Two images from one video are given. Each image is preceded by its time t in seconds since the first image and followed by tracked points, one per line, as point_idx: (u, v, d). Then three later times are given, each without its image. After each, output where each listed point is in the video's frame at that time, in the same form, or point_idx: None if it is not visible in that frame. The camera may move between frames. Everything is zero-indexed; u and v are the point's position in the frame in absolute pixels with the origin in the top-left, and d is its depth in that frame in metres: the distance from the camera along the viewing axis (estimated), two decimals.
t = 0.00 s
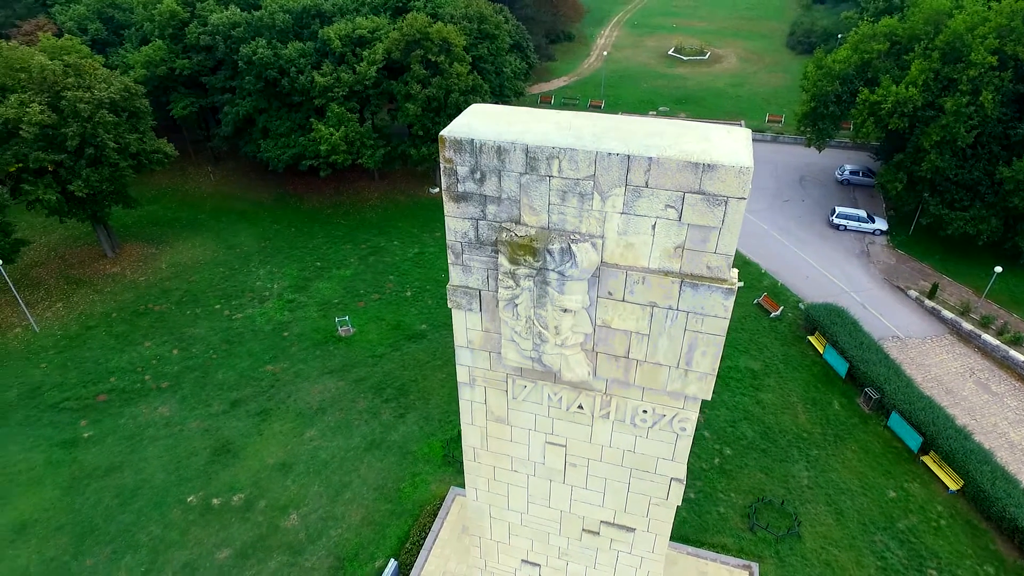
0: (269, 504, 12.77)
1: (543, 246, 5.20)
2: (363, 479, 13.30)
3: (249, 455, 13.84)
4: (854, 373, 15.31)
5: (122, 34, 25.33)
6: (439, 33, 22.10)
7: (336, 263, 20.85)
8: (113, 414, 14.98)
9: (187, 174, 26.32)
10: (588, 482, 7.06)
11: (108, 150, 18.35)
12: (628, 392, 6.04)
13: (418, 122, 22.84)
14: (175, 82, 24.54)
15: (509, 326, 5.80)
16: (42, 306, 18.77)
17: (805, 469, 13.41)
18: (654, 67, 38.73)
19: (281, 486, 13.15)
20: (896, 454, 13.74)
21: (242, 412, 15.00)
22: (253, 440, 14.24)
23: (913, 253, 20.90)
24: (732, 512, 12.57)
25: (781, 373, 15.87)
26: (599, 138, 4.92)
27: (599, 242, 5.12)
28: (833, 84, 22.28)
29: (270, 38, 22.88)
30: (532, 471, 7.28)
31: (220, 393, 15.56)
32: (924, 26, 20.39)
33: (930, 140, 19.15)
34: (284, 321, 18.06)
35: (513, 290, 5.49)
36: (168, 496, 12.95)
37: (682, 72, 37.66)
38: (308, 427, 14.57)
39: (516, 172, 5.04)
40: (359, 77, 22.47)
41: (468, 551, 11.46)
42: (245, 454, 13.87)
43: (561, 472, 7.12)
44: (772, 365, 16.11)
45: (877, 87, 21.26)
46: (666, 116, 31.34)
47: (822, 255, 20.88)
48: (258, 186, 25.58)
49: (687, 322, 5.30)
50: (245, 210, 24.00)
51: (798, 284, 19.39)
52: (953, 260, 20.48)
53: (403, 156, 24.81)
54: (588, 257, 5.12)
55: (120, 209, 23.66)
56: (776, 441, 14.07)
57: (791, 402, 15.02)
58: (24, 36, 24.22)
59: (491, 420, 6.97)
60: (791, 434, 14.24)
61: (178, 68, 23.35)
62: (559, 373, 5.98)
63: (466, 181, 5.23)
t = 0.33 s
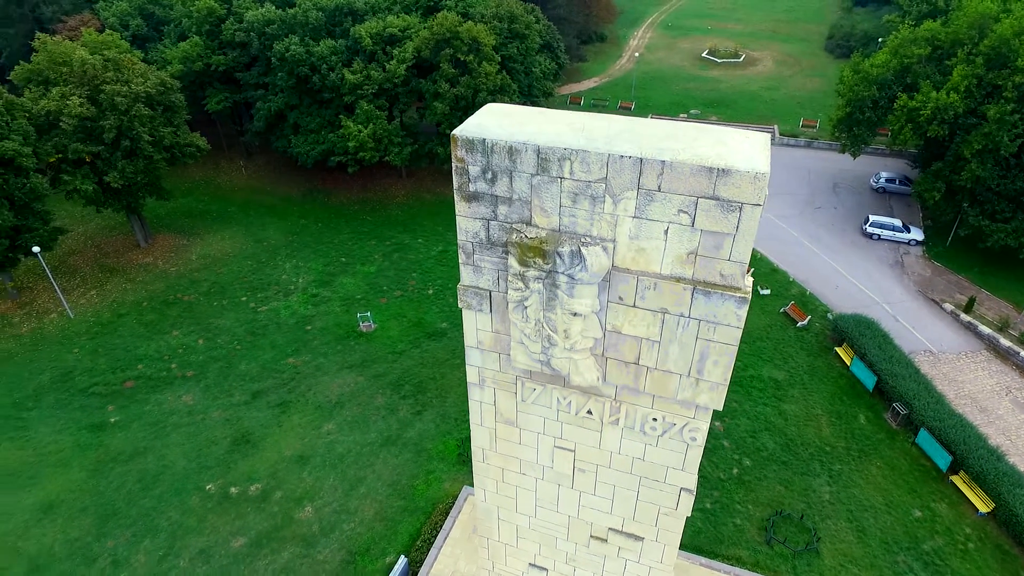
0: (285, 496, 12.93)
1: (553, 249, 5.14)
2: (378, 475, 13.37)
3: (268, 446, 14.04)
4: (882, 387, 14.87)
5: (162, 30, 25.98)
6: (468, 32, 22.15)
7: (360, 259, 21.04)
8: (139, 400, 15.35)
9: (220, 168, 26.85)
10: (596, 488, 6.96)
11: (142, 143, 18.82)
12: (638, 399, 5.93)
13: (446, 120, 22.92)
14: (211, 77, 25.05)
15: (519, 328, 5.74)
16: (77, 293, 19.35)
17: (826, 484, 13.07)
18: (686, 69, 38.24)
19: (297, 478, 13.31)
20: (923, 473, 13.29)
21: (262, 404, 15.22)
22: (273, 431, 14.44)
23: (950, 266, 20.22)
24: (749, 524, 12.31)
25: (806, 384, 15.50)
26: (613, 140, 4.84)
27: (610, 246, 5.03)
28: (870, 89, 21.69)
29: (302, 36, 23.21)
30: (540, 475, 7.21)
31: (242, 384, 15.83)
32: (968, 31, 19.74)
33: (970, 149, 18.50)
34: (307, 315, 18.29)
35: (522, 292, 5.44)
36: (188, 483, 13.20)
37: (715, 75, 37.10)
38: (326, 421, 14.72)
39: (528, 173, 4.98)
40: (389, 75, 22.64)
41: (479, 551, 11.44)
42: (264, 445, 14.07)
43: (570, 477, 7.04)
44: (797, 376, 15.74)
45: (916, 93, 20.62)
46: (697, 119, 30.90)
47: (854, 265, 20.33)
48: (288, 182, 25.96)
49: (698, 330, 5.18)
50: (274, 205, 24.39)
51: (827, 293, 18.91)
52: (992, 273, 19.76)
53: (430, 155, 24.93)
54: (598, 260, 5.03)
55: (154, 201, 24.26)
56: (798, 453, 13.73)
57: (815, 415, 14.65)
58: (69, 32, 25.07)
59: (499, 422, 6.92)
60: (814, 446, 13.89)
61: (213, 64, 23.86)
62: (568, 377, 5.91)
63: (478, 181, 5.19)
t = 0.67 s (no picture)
0: (298, 489, 13.07)
1: (561, 251, 5.08)
2: (390, 471, 13.44)
3: (283, 439, 14.20)
4: (906, 399, 14.49)
5: (194, 26, 26.47)
6: (493, 32, 22.16)
7: (381, 256, 21.18)
8: (161, 389, 15.65)
9: (247, 163, 27.27)
10: (603, 493, 6.88)
11: (171, 137, 19.20)
12: (646, 405, 5.84)
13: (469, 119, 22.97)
14: (240, 73, 25.43)
15: (526, 330, 5.70)
16: (105, 283, 19.80)
17: (844, 496, 12.78)
18: (714, 71, 37.77)
19: (311, 471, 13.44)
20: (946, 489, 12.91)
21: (279, 397, 15.41)
22: (289, 424, 14.61)
23: (981, 277, 19.64)
24: (763, 535, 12.10)
25: (826, 394, 15.17)
26: (624, 141, 4.76)
27: (619, 249, 4.96)
28: (903, 94, 21.16)
29: (330, 33, 23.43)
30: (547, 478, 7.15)
31: (261, 376, 16.04)
32: (1007, 35, 19.14)
33: (1006, 156, 17.94)
34: (327, 310, 18.48)
35: (530, 293, 5.39)
36: (204, 472, 13.42)
37: (744, 77, 36.58)
38: (341, 416, 14.84)
39: (537, 174, 4.94)
40: (414, 73, 22.74)
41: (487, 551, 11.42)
42: (280, 438, 14.24)
43: (577, 481, 6.97)
44: (817, 385, 15.42)
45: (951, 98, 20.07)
46: (724, 122, 30.49)
47: (881, 273, 19.85)
48: (312, 178, 26.26)
49: (707, 337, 5.08)
50: (298, 200, 24.69)
51: (852, 302, 18.49)
52: None
53: (452, 153, 25.00)
54: (606, 264, 4.96)
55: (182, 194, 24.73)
56: (816, 465, 13.44)
57: (835, 426, 14.33)
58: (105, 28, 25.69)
59: (507, 423, 6.87)
60: (833, 458, 13.59)
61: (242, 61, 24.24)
62: (575, 381, 5.85)
63: (487, 180, 5.16)
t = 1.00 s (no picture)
0: (314, 481, 13.23)
1: (570, 253, 5.02)
2: (404, 468, 13.50)
3: (301, 432, 14.39)
4: (934, 415, 14.04)
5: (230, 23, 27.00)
6: (523, 31, 22.15)
7: (404, 253, 21.31)
8: (186, 378, 16.01)
9: (278, 158, 27.73)
10: (610, 499, 6.79)
11: (203, 132, 19.61)
12: (654, 412, 5.73)
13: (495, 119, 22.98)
14: (273, 70, 25.86)
15: (534, 332, 5.65)
16: (137, 273, 20.31)
17: (866, 513, 12.44)
18: (748, 74, 37.15)
19: (326, 464, 13.60)
20: (974, 510, 12.47)
21: (299, 389, 15.62)
22: (307, 417, 14.80)
23: (1021, 291, 18.92)
24: (778, 549, 11.84)
25: (851, 407, 14.78)
26: (636, 144, 4.69)
27: (629, 253, 4.88)
28: (942, 100, 20.51)
29: (361, 31, 23.66)
30: (554, 481, 7.08)
31: (282, 369, 16.29)
32: None
33: None
34: (349, 305, 18.67)
35: (538, 295, 5.35)
36: (223, 461, 13.66)
37: (779, 80, 35.90)
38: (358, 410, 14.98)
39: (548, 175, 4.89)
40: (442, 72, 22.83)
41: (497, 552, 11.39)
42: (298, 430, 14.43)
43: (584, 486, 6.89)
44: (842, 397, 15.03)
45: (994, 105, 19.39)
46: (756, 126, 29.95)
47: (914, 284, 19.25)
48: (340, 174, 26.56)
49: (717, 345, 4.97)
50: (325, 196, 25.01)
51: (882, 313, 17.97)
52: None
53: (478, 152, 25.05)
54: (615, 268, 4.89)
55: (214, 187, 25.27)
56: (837, 479, 13.11)
57: (859, 440, 13.96)
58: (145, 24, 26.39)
59: (515, 425, 6.82)
60: (855, 472, 13.24)
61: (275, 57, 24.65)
62: (582, 384, 5.79)
63: (498, 180, 5.13)
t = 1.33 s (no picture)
0: (327, 475, 13.35)
1: (577, 256, 4.98)
2: (416, 465, 13.56)
3: (315, 426, 14.54)
4: (959, 430, 13.66)
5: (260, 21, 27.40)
6: (547, 31, 22.12)
7: (424, 251, 21.41)
8: (206, 369, 16.29)
9: (303, 155, 28.08)
10: (616, 504, 6.73)
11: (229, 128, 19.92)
12: (661, 419, 5.65)
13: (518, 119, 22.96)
14: (300, 67, 26.17)
15: (541, 335, 5.62)
16: (163, 265, 20.74)
17: (884, 527, 12.15)
18: (777, 77, 36.59)
19: (340, 459, 13.71)
20: (998, 529, 12.10)
21: (315, 384, 15.80)
22: (322, 411, 14.95)
23: None
24: (791, 560, 11.63)
25: (872, 418, 14.45)
26: (645, 147, 4.63)
27: (637, 257, 4.82)
28: (977, 106, 19.95)
29: (386, 30, 23.80)
30: (560, 484, 7.04)
31: (300, 363, 16.48)
32: None
33: None
34: (367, 302, 18.82)
35: (545, 298, 5.31)
36: (239, 453, 13.86)
37: (808, 84, 35.30)
38: (373, 407, 15.07)
39: (556, 177, 4.85)
40: (466, 71, 22.88)
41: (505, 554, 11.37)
42: (313, 424, 14.59)
43: (590, 490, 6.84)
44: (863, 408, 14.71)
45: None
46: (783, 130, 29.47)
47: (943, 295, 18.73)
48: (363, 172, 26.79)
49: (725, 353, 4.89)
50: (348, 193, 25.25)
51: (908, 324, 17.52)
52: None
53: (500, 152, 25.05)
54: (622, 272, 4.83)
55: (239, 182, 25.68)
56: (856, 492, 12.82)
57: (879, 452, 13.64)
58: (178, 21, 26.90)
59: (521, 427, 6.79)
60: (874, 486, 12.94)
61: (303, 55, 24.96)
62: (588, 389, 5.74)
63: (507, 181, 5.11)
